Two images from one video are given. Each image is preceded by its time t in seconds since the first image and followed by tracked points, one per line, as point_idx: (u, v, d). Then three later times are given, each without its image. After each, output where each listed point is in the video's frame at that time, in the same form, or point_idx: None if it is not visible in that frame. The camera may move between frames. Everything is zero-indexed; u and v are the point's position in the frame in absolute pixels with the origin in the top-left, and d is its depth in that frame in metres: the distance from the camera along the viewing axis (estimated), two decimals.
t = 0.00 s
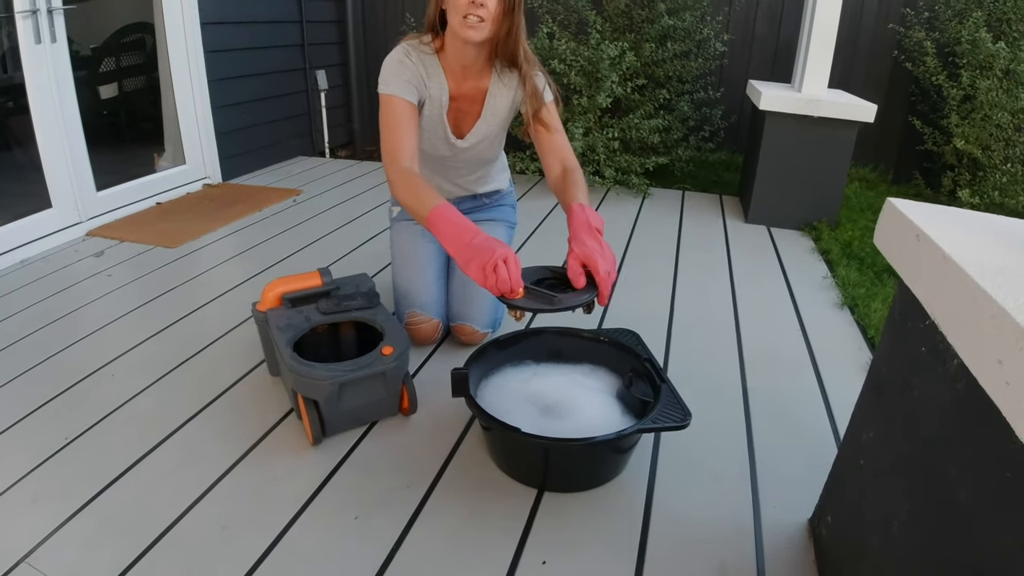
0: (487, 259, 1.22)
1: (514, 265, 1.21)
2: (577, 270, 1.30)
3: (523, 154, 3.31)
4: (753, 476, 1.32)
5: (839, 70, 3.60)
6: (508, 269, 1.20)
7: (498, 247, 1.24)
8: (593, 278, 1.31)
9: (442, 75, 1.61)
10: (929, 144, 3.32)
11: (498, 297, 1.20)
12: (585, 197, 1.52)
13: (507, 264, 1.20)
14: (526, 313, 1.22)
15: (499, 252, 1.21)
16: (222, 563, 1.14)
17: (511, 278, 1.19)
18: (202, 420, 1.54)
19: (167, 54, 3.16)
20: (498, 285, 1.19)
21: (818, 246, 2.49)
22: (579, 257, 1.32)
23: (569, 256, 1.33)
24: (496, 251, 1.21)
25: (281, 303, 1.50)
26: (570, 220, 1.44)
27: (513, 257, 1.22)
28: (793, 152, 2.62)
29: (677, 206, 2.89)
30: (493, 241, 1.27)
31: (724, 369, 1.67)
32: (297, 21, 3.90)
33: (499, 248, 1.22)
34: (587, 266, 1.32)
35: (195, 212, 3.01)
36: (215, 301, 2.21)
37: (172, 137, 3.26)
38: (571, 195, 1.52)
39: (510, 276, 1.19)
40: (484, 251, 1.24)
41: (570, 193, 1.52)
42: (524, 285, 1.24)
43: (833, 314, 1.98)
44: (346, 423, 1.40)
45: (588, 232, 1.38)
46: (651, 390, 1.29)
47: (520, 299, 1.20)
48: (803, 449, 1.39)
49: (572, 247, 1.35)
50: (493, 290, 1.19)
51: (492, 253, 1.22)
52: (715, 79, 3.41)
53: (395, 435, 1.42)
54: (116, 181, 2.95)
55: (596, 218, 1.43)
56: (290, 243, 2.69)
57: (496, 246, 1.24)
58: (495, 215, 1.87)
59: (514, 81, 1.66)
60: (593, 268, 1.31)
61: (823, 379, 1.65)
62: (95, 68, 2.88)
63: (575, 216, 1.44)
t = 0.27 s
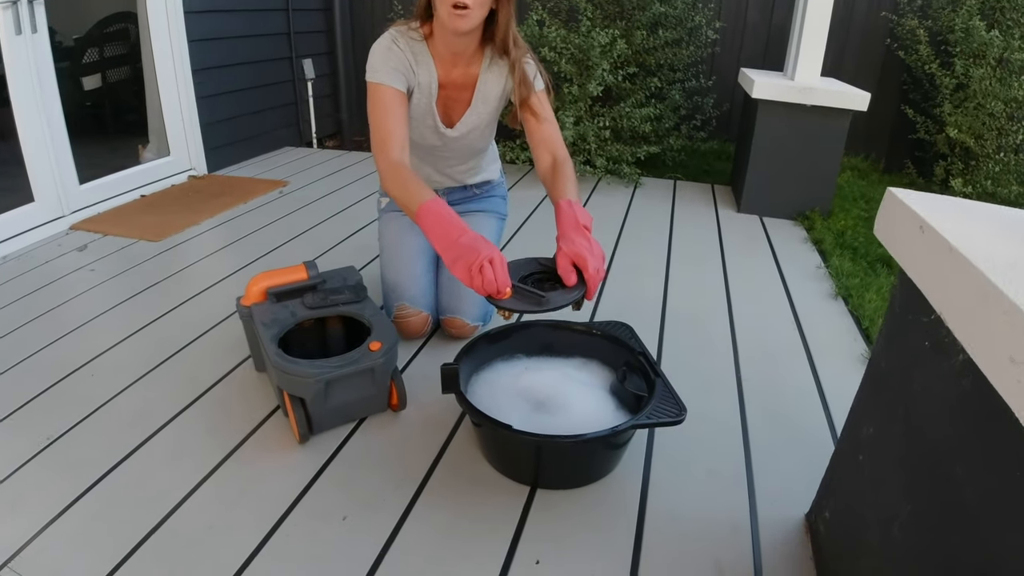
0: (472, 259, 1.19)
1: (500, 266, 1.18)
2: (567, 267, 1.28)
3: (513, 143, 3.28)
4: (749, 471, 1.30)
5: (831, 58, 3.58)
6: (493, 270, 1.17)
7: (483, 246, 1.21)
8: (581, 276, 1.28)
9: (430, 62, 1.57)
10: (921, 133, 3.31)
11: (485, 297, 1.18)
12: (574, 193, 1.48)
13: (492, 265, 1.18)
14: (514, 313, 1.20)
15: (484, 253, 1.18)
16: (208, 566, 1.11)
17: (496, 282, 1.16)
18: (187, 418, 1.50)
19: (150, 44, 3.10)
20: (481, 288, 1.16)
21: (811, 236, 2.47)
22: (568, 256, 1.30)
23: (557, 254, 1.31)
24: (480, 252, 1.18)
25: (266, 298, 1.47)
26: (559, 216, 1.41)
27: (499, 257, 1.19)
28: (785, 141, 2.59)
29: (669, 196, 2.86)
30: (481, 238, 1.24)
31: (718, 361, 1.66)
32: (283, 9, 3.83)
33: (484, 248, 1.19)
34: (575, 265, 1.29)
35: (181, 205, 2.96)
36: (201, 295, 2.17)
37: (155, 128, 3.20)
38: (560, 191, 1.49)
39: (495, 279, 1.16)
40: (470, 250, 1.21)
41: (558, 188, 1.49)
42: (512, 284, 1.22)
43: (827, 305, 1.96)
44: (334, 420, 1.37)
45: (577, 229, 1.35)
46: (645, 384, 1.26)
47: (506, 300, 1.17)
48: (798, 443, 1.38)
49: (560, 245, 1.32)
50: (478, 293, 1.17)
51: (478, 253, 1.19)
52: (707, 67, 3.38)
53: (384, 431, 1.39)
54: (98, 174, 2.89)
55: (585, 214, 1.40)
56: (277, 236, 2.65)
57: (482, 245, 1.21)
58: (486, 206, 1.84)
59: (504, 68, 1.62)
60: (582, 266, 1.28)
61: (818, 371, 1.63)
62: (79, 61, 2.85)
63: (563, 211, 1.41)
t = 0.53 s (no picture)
0: (463, 263, 1.17)
1: (492, 271, 1.16)
2: (559, 271, 1.25)
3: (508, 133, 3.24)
4: (750, 466, 1.28)
5: (829, 45, 3.54)
6: (485, 276, 1.15)
7: (475, 251, 1.19)
8: (574, 279, 1.26)
9: (420, 51, 1.53)
10: (919, 122, 3.29)
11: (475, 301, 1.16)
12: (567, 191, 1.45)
13: (484, 270, 1.16)
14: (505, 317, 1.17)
15: (476, 258, 1.16)
16: (199, 569, 1.09)
17: (487, 287, 1.14)
18: (178, 415, 1.47)
19: (139, 34, 3.04)
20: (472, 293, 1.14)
21: (809, 226, 2.44)
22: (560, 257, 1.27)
23: (549, 257, 1.28)
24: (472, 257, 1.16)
25: (256, 293, 1.44)
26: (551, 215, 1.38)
27: (490, 262, 1.17)
28: (782, 130, 2.56)
29: (666, 186, 2.83)
30: (473, 242, 1.23)
31: (717, 353, 1.63)
32: None
33: (476, 253, 1.18)
34: (568, 267, 1.27)
35: (171, 198, 2.92)
36: (192, 290, 2.14)
37: (145, 120, 3.15)
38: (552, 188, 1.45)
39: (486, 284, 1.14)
40: (462, 255, 1.19)
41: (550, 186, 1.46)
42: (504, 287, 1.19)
43: (826, 296, 1.94)
44: (328, 417, 1.34)
45: (569, 230, 1.33)
46: (645, 378, 1.24)
47: (498, 304, 1.15)
48: (799, 436, 1.36)
49: (552, 246, 1.29)
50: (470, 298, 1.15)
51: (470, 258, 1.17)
52: (703, 55, 3.35)
53: (379, 428, 1.36)
54: (86, 167, 2.84)
55: (576, 214, 1.37)
56: (269, 228, 2.61)
57: (473, 249, 1.19)
58: (480, 197, 1.80)
59: (496, 56, 1.58)
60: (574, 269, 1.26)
61: (819, 363, 1.61)
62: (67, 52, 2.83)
63: (555, 210, 1.38)
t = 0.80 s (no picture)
0: (470, 253, 1.15)
1: (499, 259, 1.15)
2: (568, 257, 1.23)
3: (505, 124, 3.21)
4: (754, 463, 1.26)
5: (829, 35, 3.51)
6: (493, 265, 1.14)
7: (482, 238, 1.17)
8: (584, 265, 1.25)
9: (416, 44, 1.50)
10: (919, 113, 3.27)
11: (483, 291, 1.15)
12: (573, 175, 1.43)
13: (492, 258, 1.15)
14: (514, 307, 1.17)
15: (484, 247, 1.15)
16: (197, 571, 1.07)
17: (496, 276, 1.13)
18: (173, 413, 1.45)
19: (131, 26, 2.99)
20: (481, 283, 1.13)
21: (810, 218, 2.42)
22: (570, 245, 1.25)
23: (558, 243, 1.27)
24: (480, 246, 1.15)
25: (251, 289, 1.41)
26: (558, 200, 1.36)
27: (498, 250, 1.16)
28: (783, 121, 2.53)
29: (666, 177, 2.81)
30: (478, 229, 1.20)
31: (719, 348, 1.61)
32: None
33: (484, 241, 1.16)
34: (577, 253, 1.25)
35: (165, 192, 2.88)
36: (188, 285, 2.11)
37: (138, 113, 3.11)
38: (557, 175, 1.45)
39: (496, 273, 1.14)
40: (468, 243, 1.17)
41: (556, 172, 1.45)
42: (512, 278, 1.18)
43: (828, 289, 1.93)
44: (325, 416, 1.32)
45: (576, 215, 1.31)
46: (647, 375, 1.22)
47: (506, 294, 1.14)
48: (803, 433, 1.34)
49: (560, 232, 1.28)
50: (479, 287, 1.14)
51: (477, 247, 1.15)
52: (702, 45, 3.31)
53: (378, 425, 1.34)
54: (79, 161, 2.81)
55: (585, 198, 1.35)
56: (264, 222, 2.58)
57: (479, 238, 1.17)
58: (477, 190, 1.78)
59: (493, 47, 1.55)
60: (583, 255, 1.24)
61: (822, 358, 1.60)
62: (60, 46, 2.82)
63: (563, 194, 1.36)
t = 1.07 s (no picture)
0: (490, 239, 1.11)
1: (520, 243, 1.11)
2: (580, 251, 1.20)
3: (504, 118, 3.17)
4: (761, 465, 1.24)
5: (830, 27, 3.48)
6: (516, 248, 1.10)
7: (501, 224, 1.13)
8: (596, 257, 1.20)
9: (416, 43, 1.47)
10: (921, 106, 3.24)
11: (501, 282, 1.10)
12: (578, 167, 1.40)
13: (513, 243, 1.11)
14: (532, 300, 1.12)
15: (505, 231, 1.11)
16: None
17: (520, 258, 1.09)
18: (169, 415, 1.42)
19: (124, 19, 2.95)
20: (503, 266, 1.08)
21: (812, 212, 2.40)
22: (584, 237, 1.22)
23: (569, 240, 1.24)
24: (500, 230, 1.11)
25: (246, 288, 1.38)
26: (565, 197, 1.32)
27: (518, 236, 1.12)
28: (785, 114, 2.50)
29: (666, 171, 2.78)
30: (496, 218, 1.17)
31: (723, 346, 1.59)
32: None
33: (503, 227, 1.12)
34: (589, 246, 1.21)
35: (160, 188, 2.84)
36: (184, 283, 2.08)
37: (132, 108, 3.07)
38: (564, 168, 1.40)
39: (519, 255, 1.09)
40: (486, 229, 1.13)
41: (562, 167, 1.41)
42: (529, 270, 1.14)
43: (832, 285, 1.90)
44: (323, 419, 1.29)
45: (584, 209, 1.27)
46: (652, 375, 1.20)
47: (526, 284, 1.09)
48: (810, 434, 1.32)
49: (571, 228, 1.25)
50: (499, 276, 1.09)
51: (496, 233, 1.11)
52: (703, 38, 3.28)
53: (377, 427, 1.31)
54: (73, 157, 2.77)
55: (595, 189, 1.31)
56: (260, 218, 2.55)
57: (498, 223, 1.13)
58: (476, 185, 1.76)
59: (494, 45, 1.52)
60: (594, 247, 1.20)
61: (828, 355, 1.58)
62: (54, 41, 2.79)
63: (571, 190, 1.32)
